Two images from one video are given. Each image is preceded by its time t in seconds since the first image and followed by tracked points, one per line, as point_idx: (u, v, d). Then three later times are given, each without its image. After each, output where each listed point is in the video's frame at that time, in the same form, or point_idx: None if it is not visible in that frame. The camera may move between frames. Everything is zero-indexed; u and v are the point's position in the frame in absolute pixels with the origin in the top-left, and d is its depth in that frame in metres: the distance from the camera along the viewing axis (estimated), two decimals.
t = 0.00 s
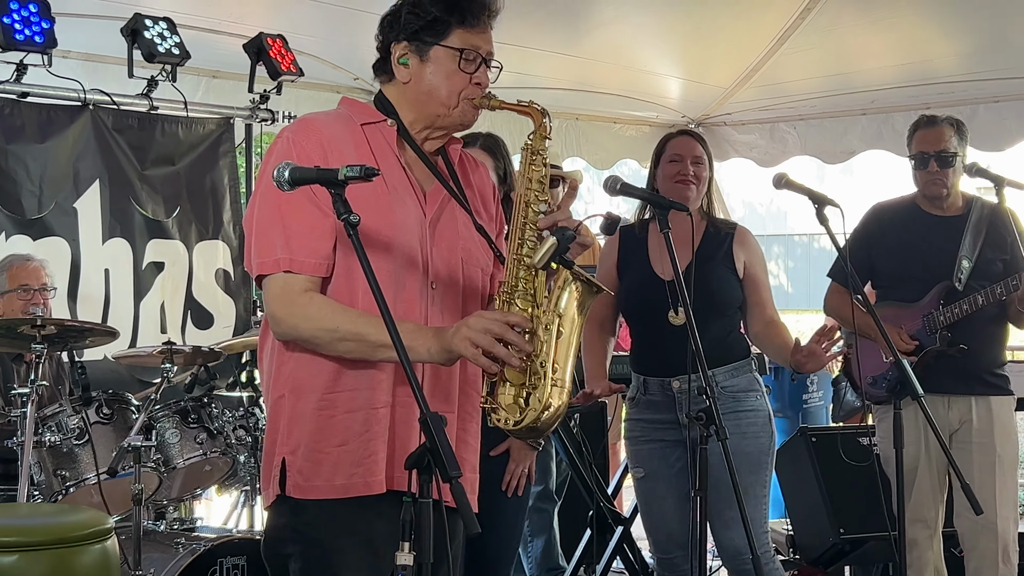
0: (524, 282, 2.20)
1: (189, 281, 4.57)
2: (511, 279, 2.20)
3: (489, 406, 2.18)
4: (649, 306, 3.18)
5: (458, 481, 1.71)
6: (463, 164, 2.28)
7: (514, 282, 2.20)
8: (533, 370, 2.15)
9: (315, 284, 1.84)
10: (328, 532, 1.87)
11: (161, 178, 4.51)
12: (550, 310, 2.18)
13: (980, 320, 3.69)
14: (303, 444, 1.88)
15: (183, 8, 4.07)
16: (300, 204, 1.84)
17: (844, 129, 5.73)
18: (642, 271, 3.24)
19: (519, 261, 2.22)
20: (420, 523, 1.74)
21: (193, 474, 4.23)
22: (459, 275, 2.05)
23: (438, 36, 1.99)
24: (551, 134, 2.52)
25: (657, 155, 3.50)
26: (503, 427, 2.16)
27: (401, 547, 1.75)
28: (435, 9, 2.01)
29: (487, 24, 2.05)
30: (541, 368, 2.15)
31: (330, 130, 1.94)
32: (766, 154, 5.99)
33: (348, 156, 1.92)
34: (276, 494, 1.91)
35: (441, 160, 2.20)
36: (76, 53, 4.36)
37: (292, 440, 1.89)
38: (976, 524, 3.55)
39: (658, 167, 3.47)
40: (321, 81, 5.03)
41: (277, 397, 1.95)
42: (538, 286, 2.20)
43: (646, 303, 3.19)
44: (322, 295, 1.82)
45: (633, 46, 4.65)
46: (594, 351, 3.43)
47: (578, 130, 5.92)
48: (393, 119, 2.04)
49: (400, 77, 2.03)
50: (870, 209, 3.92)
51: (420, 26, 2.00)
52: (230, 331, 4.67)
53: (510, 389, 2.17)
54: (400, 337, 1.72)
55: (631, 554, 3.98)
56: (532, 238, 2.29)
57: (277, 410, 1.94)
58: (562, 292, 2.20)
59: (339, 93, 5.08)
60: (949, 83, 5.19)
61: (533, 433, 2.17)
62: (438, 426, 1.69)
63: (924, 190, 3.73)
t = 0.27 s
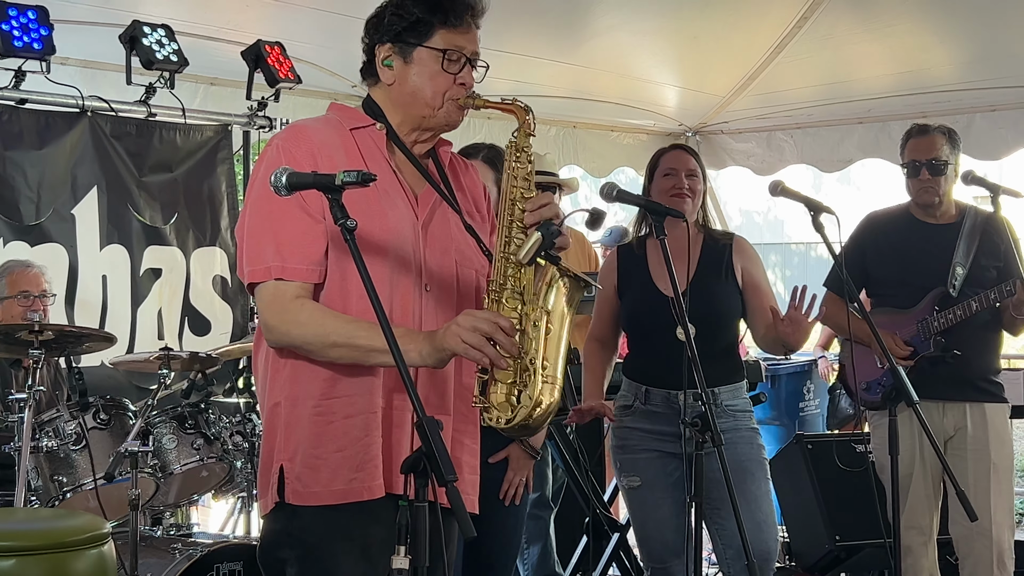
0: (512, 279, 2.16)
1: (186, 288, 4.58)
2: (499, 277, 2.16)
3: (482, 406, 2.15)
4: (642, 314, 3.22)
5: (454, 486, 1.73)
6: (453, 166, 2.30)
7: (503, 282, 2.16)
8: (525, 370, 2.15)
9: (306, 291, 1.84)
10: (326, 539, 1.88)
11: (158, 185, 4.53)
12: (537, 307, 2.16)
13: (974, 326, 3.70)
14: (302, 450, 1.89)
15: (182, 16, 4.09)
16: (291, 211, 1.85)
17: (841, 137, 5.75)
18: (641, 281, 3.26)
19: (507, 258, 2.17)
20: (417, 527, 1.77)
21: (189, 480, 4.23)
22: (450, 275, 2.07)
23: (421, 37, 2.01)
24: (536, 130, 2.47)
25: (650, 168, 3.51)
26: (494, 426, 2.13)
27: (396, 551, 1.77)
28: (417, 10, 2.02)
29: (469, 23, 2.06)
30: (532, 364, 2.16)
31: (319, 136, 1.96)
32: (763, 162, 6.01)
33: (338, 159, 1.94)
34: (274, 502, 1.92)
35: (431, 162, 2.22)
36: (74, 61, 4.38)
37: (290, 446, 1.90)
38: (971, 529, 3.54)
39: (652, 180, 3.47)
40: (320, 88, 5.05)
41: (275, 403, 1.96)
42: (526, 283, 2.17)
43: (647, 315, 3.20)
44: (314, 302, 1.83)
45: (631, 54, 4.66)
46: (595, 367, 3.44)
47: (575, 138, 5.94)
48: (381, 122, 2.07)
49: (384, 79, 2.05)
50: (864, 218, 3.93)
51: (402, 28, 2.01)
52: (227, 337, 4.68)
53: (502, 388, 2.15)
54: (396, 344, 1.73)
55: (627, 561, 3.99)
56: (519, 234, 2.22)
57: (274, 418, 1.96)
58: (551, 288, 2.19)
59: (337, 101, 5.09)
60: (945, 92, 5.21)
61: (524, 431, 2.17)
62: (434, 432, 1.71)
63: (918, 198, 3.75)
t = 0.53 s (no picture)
0: (500, 294, 2.15)
1: (185, 294, 4.58)
2: (487, 291, 2.16)
3: (471, 421, 2.14)
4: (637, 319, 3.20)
5: (451, 491, 1.74)
6: (444, 169, 2.30)
7: (491, 296, 2.15)
8: (512, 385, 2.15)
9: (296, 302, 1.86)
10: (323, 547, 1.88)
11: (158, 192, 4.53)
12: (523, 323, 2.17)
13: (974, 333, 3.69)
14: (298, 458, 1.89)
15: (181, 22, 4.09)
16: (279, 221, 1.86)
17: (840, 144, 5.75)
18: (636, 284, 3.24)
19: (492, 272, 2.17)
20: (414, 533, 1.76)
21: (188, 486, 4.23)
22: (442, 279, 2.09)
23: (406, 44, 2.02)
24: (520, 138, 2.49)
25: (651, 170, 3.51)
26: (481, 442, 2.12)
27: (394, 557, 1.76)
28: (401, 16, 2.04)
29: (454, 27, 2.07)
30: (520, 380, 2.15)
31: (307, 144, 1.98)
32: (762, 169, 6.02)
33: (324, 168, 1.96)
34: (270, 511, 1.92)
35: (421, 168, 2.22)
36: (73, 67, 4.39)
37: (286, 454, 1.90)
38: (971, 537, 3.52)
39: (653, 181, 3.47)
40: (319, 94, 5.06)
41: (270, 412, 1.96)
42: (514, 302, 2.16)
43: (642, 311, 3.19)
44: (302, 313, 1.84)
45: (630, 61, 4.66)
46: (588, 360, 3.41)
47: (574, 145, 5.94)
48: (370, 129, 2.09)
49: (371, 86, 2.07)
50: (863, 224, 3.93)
51: (387, 34, 2.03)
52: (227, 343, 4.68)
53: (491, 404, 2.15)
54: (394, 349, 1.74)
55: (626, 569, 3.97)
56: (506, 247, 2.21)
57: (269, 427, 1.96)
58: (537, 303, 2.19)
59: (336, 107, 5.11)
60: (944, 100, 5.22)
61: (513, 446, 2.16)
62: (430, 436, 1.72)
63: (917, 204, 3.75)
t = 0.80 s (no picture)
0: (493, 304, 2.16)
1: (184, 299, 4.58)
2: (478, 301, 2.15)
3: (462, 432, 2.14)
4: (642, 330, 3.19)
5: (450, 497, 1.73)
6: (436, 175, 2.33)
7: (483, 305, 2.15)
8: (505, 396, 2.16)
9: (284, 310, 1.91)
10: (318, 553, 1.89)
11: (157, 198, 4.52)
12: (517, 334, 2.20)
13: (973, 340, 3.69)
14: (289, 467, 1.91)
15: (180, 28, 4.10)
16: (267, 231, 1.91)
17: (840, 151, 5.76)
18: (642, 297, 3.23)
19: (485, 282, 2.16)
20: (413, 538, 1.76)
21: (187, 491, 4.22)
22: (434, 283, 2.11)
23: (396, 51, 2.04)
24: (515, 147, 2.50)
25: (653, 183, 3.45)
26: (472, 452, 2.12)
27: (392, 563, 1.76)
28: (390, 23, 2.05)
29: (445, 34, 2.08)
30: (511, 392, 2.16)
31: (296, 153, 2.02)
32: (761, 176, 6.03)
33: (313, 176, 2.00)
34: (263, 518, 1.94)
35: (413, 174, 2.24)
36: (72, 73, 4.41)
37: (277, 463, 1.92)
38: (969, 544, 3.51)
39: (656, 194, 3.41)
40: (317, 101, 5.07)
41: (262, 420, 1.98)
42: (507, 310, 2.18)
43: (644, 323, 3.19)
44: (291, 321, 1.89)
45: (629, 67, 4.67)
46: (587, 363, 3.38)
47: (573, 151, 5.95)
48: (361, 136, 2.12)
49: (362, 94, 2.09)
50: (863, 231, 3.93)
51: (377, 42, 2.04)
52: (225, 349, 4.68)
53: (482, 413, 2.15)
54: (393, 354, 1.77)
55: None
56: (499, 258, 2.20)
57: (261, 435, 1.98)
58: (530, 314, 2.23)
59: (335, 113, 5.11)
60: (943, 106, 5.22)
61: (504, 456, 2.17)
62: (429, 442, 1.72)
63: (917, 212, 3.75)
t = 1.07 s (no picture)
0: (487, 308, 2.14)
1: (183, 304, 4.58)
2: (472, 304, 2.14)
3: (459, 436, 2.16)
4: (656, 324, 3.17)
5: (450, 502, 1.73)
6: (431, 179, 2.32)
7: (475, 309, 2.13)
8: (498, 400, 2.16)
9: (281, 316, 1.91)
10: (316, 558, 1.89)
11: (155, 202, 4.52)
12: (508, 338, 2.18)
13: (971, 345, 3.69)
14: (286, 472, 1.91)
15: (180, 32, 4.10)
16: (263, 237, 1.91)
17: (839, 155, 5.76)
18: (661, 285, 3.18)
19: (478, 285, 2.15)
20: (412, 543, 1.76)
21: (185, 496, 4.22)
22: (430, 286, 2.11)
23: (389, 55, 2.04)
24: (506, 148, 2.46)
25: (680, 179, 3.37)
26: (468, 457, 2.14)
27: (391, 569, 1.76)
28: (384, 27, 2.06)
29: (438, 36, 2.08)
30: (506, 395, 2.16)
31: (292, 157, 2.01)
32: (761, 181, 6.02)
33: (309, 180, 1.99)
34: (260, 524, 1.94)
35: (408, 178, 2.24)
36: (72, 77, 4.41)
37: (273, 468, 1.92)
38: (970, 549, 3.50)
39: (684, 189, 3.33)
40: (316, 104, 5.07)
41: (259, 425, 1.98)
42: (500, 314, 2.16)
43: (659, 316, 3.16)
44: (286, 326, 1.89)
45: (628, 71, 4.67)
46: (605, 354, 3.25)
47: (573, 155, 5.95)
48: (356, 140, 2.12)
49: (356, 98, 2.09)
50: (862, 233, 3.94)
51: (371, 46, 2.05)
52: (223, 354, 4.71)
53: (479, 418, 2.17)
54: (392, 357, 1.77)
55: None
56: (492, 260, 2.18)
57: (258, 440, 1.97)
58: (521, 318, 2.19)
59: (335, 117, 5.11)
60: (943, 111, 5.22)
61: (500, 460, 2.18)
62: (428, 447, 1.72)
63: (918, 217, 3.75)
